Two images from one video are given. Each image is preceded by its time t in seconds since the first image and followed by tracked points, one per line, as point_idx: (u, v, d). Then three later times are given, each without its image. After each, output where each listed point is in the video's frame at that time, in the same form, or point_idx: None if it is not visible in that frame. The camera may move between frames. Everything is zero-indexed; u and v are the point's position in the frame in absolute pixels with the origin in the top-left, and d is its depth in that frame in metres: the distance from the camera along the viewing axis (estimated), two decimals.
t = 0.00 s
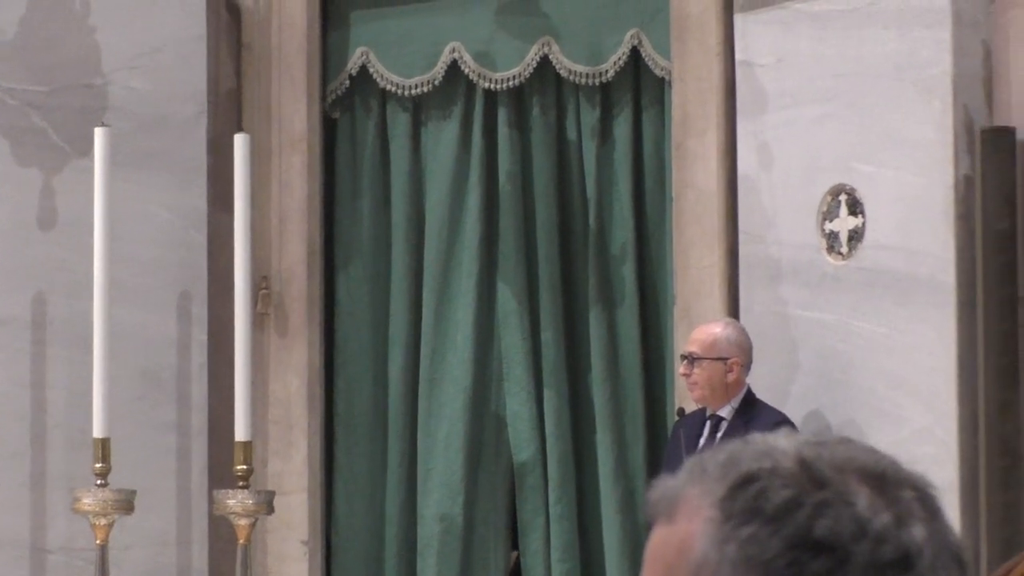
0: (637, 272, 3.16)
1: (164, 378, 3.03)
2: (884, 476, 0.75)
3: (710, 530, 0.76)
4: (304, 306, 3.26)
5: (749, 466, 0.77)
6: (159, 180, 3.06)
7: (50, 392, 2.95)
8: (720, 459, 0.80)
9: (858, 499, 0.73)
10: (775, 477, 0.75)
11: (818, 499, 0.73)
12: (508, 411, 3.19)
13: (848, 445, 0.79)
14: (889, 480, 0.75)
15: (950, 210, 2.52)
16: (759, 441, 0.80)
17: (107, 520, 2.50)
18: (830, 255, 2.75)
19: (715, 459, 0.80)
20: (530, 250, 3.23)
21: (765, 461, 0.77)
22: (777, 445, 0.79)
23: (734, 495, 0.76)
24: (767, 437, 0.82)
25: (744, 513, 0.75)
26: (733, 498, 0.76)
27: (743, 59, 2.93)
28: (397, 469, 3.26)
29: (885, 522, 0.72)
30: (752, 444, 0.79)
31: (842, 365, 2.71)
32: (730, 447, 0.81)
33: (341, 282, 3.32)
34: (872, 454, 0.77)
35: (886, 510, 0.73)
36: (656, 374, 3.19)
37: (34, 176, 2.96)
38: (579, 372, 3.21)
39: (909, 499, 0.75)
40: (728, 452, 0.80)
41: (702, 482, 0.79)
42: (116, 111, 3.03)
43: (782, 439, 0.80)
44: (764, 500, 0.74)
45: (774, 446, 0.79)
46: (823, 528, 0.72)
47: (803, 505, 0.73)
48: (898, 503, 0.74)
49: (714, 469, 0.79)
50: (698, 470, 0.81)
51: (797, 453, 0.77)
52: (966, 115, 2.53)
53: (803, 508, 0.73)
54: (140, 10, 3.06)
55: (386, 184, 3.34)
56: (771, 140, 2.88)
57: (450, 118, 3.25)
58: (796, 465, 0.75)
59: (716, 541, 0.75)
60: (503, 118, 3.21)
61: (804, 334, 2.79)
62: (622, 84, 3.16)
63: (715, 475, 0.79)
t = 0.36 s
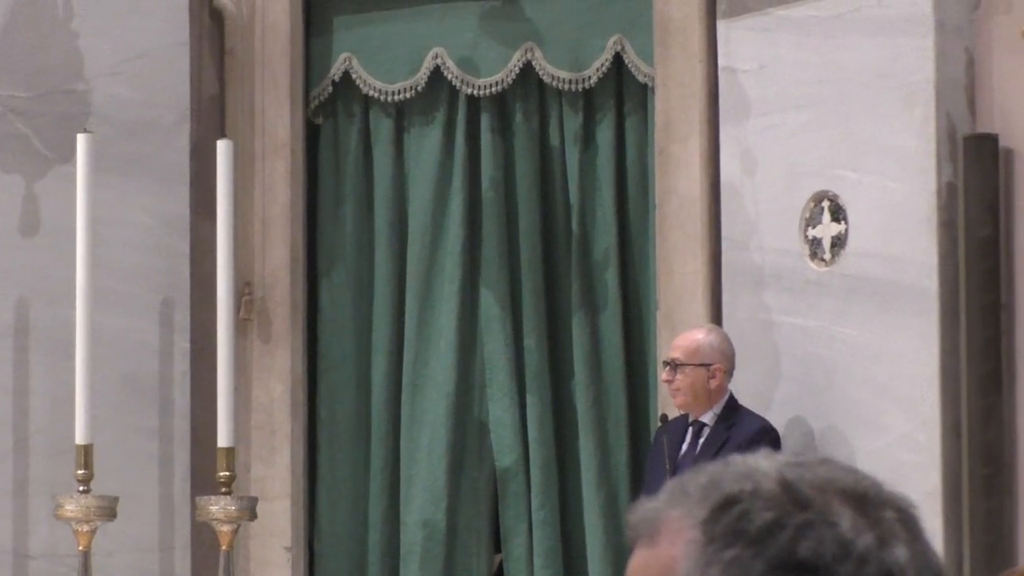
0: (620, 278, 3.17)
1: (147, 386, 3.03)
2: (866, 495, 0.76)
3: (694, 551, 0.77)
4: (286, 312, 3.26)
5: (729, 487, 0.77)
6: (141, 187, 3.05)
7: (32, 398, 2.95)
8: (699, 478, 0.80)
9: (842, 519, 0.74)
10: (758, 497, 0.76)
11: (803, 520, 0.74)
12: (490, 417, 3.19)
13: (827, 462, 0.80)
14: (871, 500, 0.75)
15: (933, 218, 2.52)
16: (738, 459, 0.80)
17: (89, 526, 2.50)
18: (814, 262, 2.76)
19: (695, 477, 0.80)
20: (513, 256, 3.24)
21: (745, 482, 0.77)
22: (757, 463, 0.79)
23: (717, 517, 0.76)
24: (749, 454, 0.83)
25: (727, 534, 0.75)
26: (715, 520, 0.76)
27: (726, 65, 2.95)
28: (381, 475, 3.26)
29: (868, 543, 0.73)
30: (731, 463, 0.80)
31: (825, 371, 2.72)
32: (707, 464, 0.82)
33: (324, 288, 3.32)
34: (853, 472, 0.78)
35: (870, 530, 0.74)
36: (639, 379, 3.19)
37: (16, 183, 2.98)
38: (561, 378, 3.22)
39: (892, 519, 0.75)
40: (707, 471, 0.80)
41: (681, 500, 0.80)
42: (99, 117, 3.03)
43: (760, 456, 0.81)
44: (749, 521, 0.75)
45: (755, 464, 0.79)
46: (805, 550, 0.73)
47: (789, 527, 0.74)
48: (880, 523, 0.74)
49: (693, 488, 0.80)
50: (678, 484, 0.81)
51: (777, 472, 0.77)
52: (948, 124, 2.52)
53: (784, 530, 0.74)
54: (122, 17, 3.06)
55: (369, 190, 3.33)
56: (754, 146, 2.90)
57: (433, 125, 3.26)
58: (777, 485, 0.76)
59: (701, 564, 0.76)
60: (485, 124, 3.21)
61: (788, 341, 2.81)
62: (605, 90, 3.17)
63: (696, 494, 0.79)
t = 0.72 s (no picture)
0: (611, 282, 3.17)
1: (138, 389, 3.03)
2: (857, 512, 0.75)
3: None
4: (277, 316, 3.26)
5: (719, 512, 0.76)
6: (132, 192, 3.05)
7: (23, 402, 2.95)
8: (682, 504, 0.78)
9: (838, 536, 0.73)
10: (750, 520, 0.74)
11: (801, 539, 0.73)
12: (481, 421, 3.19)
13: (808, 486, 0.79)
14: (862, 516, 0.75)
15: (924, 223, 2.51)
16: (717, 484, 0.79)
17: (80, 531, 2.49)
18: (804, 266, 2.78)
19: (677, 503, 0.78)
20: (504, 259, 3.24)
21: (732, 507, 0.76)
22: (739, 488, 0.78)
23: (711, 544, 0.74)
24: (733, 476, 0.83)
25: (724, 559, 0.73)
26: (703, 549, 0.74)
27: (717, 69, 2.97)
28: (372, 479, 3.26)
29: (867, 560, 0.72)
30: (715, 488, 0.78)
31: (816, 374, 2.74)
32: (685, 492, 0.80)
33: (315, 292, 3.32)
34: (837, 493, 0.77)
35: (866, 546, 0.73)
36: (629, 382, 3.20)
37: (7, 187, 2.99)
38: (553, 381, 3.22)
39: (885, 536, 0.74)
40: (687, 498, 0.78)
41: (661, 529, 0.77)
42: (90, 122, 3.03)
43: (739, 482, 0.80)
44: (745, 545, 0.73)
45: (738, 489, 0.78)
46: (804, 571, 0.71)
47: (788, 548, 0.72)
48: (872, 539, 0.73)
49: (676, 517, 0.77)
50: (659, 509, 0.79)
51: (764, 496, 0.76)
52: (939, 126, 2.51)
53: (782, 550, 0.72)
54: (113, 21, 3.05)
55: (359, 193, 3.34)
56: (745, 150, 2.92)
57: (424, 128, 3.26)
58: (766, 507, 0.75)
59: None
60: (476, 127, 3.21)
61: (778, 345, 2.83)
62: (596, 94, 3.17)
63: (682, 521, 0.77)
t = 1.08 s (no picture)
0: (606, 285, 3.17)
1: (133, 392, 3.03)
2: (846, 527, 0.77)
3: None
4: (272, 319, 3.26)
5: (711, 521, 0.78)
6: (127, 195, 3.05)
7: (18, 405, 2.94)
8: (676, 509, 0.80)
9: (826, 553, 0.75)
10: (741, 532, 0.77)
11: (787, 555, 0.75)
12: (476, 424, 3.19)
13: (805, 491, 0.81)
14: (850, 531, 0.77)
15: (918, 226, 2.51)
16: (717, 487, 0.81)
17: (75, 534, 2.49)
18: (800, 270, 2.78)
19: (672, 508, 0.80)
20: (499, 262, 3.24)
21: (725, 515, 0.78)
22: (736, 494, 0.80)
23: (695, 550, 0.77)
24: (731, 485, 0.84)
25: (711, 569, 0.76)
26: (691, 555, 0.77)
27: (713, 72, 2.97)
28: (367, 482, 3.26)
29: None
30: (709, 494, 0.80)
31: (812, 378, 2.75)
32: (683, 494, 0.82)
33: (310, 295, 3.32)
34: (831, 502, 0.79)
35: (852, 563, 0.75)
36: (625, 385, 3.19)
37: (2, 190, 2.98)
38: (548, 384, 3.22)
39: (872, 553, 0.76)
40: (683, 501, 0.80)
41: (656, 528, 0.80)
42: (84, 125, 3.03)
43: (736, 485, 0.81)
44: (734, 557, 0.75)
45: (734, 493, 0.80)
46: None
47: (769, 562, 0.75)
48: (860, 555, 0.76)
49: (670, 518, 0.80)
50: (655, 511, 0.81)
51: (757, 504, 0.78)
52: (934, 130, 2.52)
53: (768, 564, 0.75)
54: (107, 25, 3.06)
55: (355, 196, 3.34)
56: (740, 154, 2.92)
57: (420, 132, 3.26)
58: (759, 518, 0.77)
59: None
60: (471, 130, 3.21)
61: (774, 349, 2.84)
62: (591, 98, 3.17)
63: (675, 526, 0.79)
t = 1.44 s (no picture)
0: (601, 287, 3.17)
1: (127, 394, 3.03)
2: (880, 545, 0.76)
3: None
4: (266, 320, 3.25)
5: (742, 530, 0.76)
6: (122, 196, 3.05)
7: (12, 405, 2.94)
8: (705, 515, 0.78)
9: (857, 569, 0.74)
10: (774, 543, 0.76)
11: (819, 568, 0.74)
12: (470, 425, 3.19)
13: (831, 503, 0.80)
14: (884, 549, 0.76)
15: (913, 228, 2.52)
16: (745, 496, 0.79)
17: (70, 536, 2.49)
18: (794, 271, 2.78)
19: (701, 514, 0.78)
20: (493, 264, 3.24)
21: (755, 525, 0.76)
22: (765, 502, 0.78)
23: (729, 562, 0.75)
24: (741, 490, 0.83)
25: None
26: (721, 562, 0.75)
27: (707, 73, 2.97)
28: (361, 483, 3.26)
29: None
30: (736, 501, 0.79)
31: (806, 380, 2.75)
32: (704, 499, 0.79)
33: (304, 296, 3.32)
34: (856, 515, 0.78)
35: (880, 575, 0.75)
36: (619, 387, 3.19)
37: None
38: (543, 386, 3.22)
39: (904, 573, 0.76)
40: (711, 509, 0.78)
41: (682, 536, 0.77)
42: (78, 126, 3.03)
43: (762, 495, 0.80)
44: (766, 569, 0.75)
45: (765, 502, 0.78)
46: None
47: None
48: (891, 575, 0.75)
49: (698, 525, 0.77)
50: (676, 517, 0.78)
51: (790, 517, 0.77)
52: (929, 132, 2.52)
53: None
54: (102, 27, 3.06)
55: (350, 198, 3.34)
56: (734, 155, 2.92)
57: (414, 133, 3.26)
58: (790, 529, 0.76)
59: None
60: (465, 131, 3.21)
61: (768, 350, 2.84)
62: (586, 99, 3.17)
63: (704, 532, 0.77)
